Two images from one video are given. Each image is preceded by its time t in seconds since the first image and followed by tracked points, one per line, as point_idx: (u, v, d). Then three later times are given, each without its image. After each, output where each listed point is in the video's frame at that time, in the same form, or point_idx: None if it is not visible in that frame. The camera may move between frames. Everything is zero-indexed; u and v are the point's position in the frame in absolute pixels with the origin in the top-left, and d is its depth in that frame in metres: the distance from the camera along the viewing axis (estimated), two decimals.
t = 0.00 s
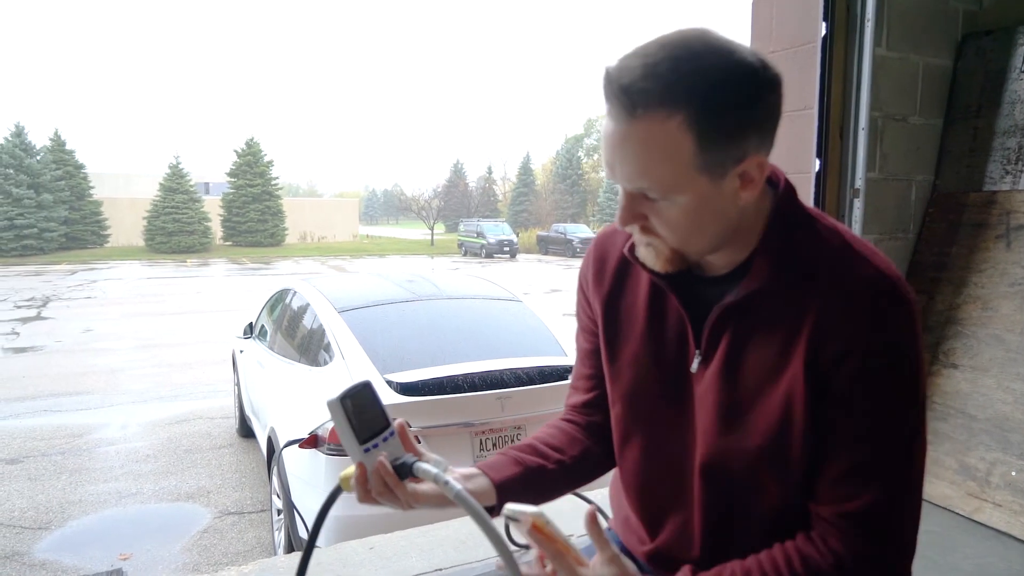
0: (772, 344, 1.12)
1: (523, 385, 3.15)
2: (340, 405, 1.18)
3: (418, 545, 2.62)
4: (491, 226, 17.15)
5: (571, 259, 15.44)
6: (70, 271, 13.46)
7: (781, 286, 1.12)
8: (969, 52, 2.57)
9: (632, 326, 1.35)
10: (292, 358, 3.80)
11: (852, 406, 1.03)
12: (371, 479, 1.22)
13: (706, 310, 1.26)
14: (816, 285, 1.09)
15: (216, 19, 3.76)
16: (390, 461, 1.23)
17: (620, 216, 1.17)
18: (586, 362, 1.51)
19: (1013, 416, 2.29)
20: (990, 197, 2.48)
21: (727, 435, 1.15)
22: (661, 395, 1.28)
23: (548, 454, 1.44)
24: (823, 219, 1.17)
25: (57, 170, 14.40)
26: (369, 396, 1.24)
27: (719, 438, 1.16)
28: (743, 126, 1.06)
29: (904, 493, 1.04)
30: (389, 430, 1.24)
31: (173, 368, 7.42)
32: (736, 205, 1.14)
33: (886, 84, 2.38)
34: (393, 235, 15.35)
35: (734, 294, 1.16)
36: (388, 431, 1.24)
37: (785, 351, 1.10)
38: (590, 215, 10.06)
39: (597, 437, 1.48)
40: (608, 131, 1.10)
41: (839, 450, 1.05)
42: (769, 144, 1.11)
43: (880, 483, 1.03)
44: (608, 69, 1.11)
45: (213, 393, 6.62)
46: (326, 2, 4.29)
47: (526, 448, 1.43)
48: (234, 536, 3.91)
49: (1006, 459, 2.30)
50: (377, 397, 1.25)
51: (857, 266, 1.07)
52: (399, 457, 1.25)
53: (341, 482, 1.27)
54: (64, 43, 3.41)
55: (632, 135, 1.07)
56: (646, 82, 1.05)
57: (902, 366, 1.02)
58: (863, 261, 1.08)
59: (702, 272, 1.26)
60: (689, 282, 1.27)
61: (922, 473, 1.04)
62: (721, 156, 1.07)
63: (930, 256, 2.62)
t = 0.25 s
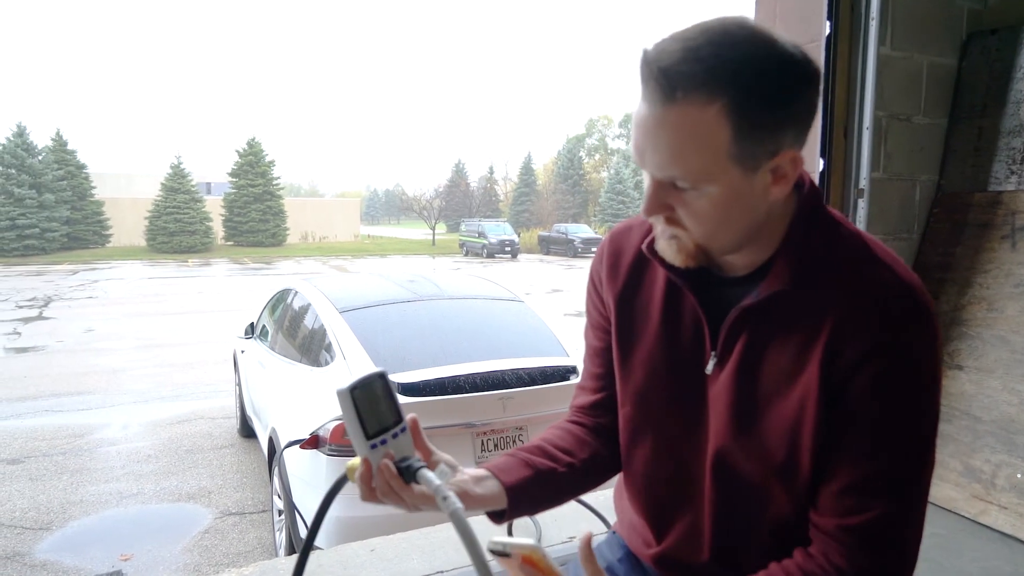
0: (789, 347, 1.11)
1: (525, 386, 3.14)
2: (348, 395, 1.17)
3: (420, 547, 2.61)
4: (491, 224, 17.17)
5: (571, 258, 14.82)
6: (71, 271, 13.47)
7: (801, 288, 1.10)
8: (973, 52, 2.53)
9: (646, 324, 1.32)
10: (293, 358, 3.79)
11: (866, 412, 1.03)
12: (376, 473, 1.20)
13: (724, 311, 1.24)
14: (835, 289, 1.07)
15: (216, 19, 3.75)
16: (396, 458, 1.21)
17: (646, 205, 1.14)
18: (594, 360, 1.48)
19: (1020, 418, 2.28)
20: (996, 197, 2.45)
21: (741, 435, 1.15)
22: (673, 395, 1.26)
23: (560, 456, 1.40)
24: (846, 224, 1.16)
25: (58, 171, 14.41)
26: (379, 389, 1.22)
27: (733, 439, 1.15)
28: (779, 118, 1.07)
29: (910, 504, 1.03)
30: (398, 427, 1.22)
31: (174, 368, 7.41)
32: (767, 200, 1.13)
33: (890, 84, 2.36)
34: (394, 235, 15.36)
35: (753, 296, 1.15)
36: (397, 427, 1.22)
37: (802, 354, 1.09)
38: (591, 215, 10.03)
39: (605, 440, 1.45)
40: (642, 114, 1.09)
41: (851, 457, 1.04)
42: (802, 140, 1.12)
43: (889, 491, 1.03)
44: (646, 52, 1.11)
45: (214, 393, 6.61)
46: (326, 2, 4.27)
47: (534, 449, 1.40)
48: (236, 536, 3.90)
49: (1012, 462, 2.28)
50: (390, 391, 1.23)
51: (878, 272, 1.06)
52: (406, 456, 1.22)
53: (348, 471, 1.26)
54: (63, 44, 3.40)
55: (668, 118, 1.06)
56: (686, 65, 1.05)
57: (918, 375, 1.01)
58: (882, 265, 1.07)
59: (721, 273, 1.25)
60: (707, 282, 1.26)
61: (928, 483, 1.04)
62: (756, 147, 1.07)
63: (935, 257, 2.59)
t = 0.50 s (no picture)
0: (803, 343, 1.10)
1: (527, 387, 3.13)
2: (338, 384, 1.12)
3: (420, 549, 2.61)
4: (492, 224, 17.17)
5: (571, 258, 14.96)
6: (73, 271, 13.49)
7: (816, 283, 1.10)
8: (979, 51, 2.50)
9: (658, 322, 1.30)
10: (294, 358, 3.78)
11: (882, 407, 1.03)
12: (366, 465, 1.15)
13: (736, 308, 1.24)
14: (850, 284, 1.07)
15: (216, 19, 3.74)
16: (389, 451, 1.16)
17: (665, 189, 1.12)
18: (599, 362, 1.45)
19: None
20: (1001, 198, 2.41)
21: (754, 432, 1.14)
22: (684, 393, 1.24)
23: (570, 461, 1.37)
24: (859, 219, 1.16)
25: (60, 171, 14.43)
26: (373, 378, 1.17)
27: (747, 436, 1.14)
28: (805, 102, 1.07)
29: (921, 500, 1.03)
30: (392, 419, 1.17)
31: (175, 368, 7.40)
32: (785, 190, 1.13)
33: (895, 83, 2.34)
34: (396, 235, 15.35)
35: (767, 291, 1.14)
36: (392, 418, 1.17)
37: (817, 349, 1.08)
38: (593, 215, 10.01)
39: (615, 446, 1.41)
40: (668, 93, 1.07)
41: (866, 452, 1.03)
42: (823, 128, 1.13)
43: (903, 488, 1.02)
44: (674, 30, 1.10)
45: (216, 393, 6.60)
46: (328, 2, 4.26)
47: (544, 454, 1.37)
48: (237, 537, 3.89)
49: (1017, 464, 2.26)
50: (384, 381, 1.18)
51: (893, 267, 1.06)
52: (400, 449, 1.17)
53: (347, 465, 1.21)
54: (64, 45, 3.40)
55: (696, 98, 1.04)
56: (717, 44, 1.04)
57: (932, 370, 1.02)
58: (896, 259, 1.07)
59: (731, 269, 1.24)
60: (717, 278, 1.24)
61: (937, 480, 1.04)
62: (780, 133, 1.07)
63: (939, 257, 2.56)
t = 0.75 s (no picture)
0: (803, 346, 1.08)
1: (528, 389, 3.10)
2: (324, 408, 1.13)
3: (420, 554, 2.59)
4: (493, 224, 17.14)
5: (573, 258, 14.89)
6: (73, 271, 13.49)
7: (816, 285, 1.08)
8: (983, 51, 2.47)
9: (659, 328, 1.29)
10: (294, 359, 3.76)
11: (882, 412, 1.00)
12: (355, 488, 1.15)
13: (736, 313, 1.21)
14: (851, 283, 1.04)
15: (214, 19, 3.71)
16: (375, 472, 1.14)
17: (657, 193, 1.11)
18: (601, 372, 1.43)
19: None
20: (1006, 199, 2.40)
21: (753, 437, 1.12)
22: (683, 399, 1.23)
23: (566, 473, 1.37)
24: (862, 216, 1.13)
25: (60, 171, 14.46)
26: (359, 402, 1.16)
27: (746, 441, 1.12)
28: (795, 100, 1.05)
29: (925, 502, 1.01)
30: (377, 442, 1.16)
31: (175, 369, 7.38)
32: (779, 190, 1.10)
33: (898, 83, 2.32)
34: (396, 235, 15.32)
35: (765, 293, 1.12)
36: (378, 441, 1.16)
37: (817, 352, 1.06)
38: (594, 215, 9.98)
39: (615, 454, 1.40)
40: (656, 96, 1.06)
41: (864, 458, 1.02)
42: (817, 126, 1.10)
43: (905, 493, 1.00)
44: (660, 33, 1.09)
45: (216, 394, 6.58)
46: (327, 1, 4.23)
47: (538, 467, 1.36)
48: (236, 539, 3.87)
49: (1023, 467, 2.25)
50: (370, 406, 1.18)
51: (894, 266, 1.03)
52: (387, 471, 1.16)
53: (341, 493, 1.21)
54: (53, 45, 3.37)
55: (682, 99, 1.03)
56: (703, 45, 1.03)
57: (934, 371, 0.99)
58: (897, 258, 1.04)
59: (731, 272, 1.22)
60: (715, 283, 1.22)
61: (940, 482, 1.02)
62: (771, 132, 1.05)
63: (943, 259, 2.53)
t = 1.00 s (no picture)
0: (811, 349, 1.05)
1: (526, 391, 3.07)
2: (318, 433, 1.13)
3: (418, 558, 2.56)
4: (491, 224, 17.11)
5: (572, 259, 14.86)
6: (71, 271, 13.46)
7: (819, 287, 1.06)
8: (985, 51, 2.44)
9: (660, 338, 1.27)
10: (291, 361, 3.74)
11: (896, 411, 0.98)
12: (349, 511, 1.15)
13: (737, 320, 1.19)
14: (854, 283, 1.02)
15: (209, 18, 3.68)
16: (368, 494, 1.13)
17: (643, 201, 1.10)
18: (604, 387, 1.41)
19: None
20: (1008, 201, 2.37)
21: (762, 445, 1.09)
22: (688, 409, 1.21)
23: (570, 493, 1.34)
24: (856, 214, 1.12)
25: (59, 171, 14.44)
26: (352, 428, 1.16)
27: (756, 450, 1.10)
28: (774, 99, 1.02)
29: (951, 499, 0.99)
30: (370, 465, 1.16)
31: (173, 369, 7.35)
32: (766, 192, 1.08)
33: (898, 84, 2.29)
34: (395, 235, 15.29)
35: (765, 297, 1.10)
36: (371, 464, 1.15)
37: (824, 355, 1.04)
38: (592, 216, 9.96)
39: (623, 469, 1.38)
40: (634, 105, 1.06)
41: (882, 460, 0.99)
42: (801, 123, 1.06)
43: (928, 491, 0.98)
44: (636, 44, 1.09)
45: (213, 394, 6.55)
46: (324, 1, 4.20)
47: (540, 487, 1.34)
48: (233, 541, 3.83)
49: None
50: (364, 430, 1.17)
51: (895, 262, 1.01)
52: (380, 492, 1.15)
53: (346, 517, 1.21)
54: (46, 45, 3.34)
55: (659, 107, 1.02)
56: (676, 52, 1.03)
57: (947, 366, 0.97)
58: (899, 253, 1.03)
59: (726, 276, 1.20)
60: (713, 288, 1.20)
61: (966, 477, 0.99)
62: (750, 133, 1.03)
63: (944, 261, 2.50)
